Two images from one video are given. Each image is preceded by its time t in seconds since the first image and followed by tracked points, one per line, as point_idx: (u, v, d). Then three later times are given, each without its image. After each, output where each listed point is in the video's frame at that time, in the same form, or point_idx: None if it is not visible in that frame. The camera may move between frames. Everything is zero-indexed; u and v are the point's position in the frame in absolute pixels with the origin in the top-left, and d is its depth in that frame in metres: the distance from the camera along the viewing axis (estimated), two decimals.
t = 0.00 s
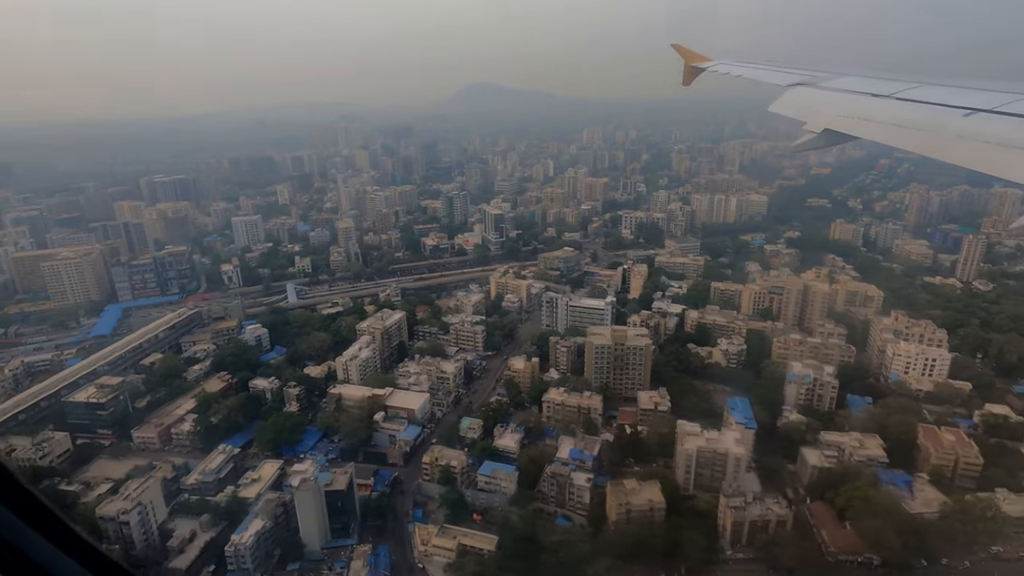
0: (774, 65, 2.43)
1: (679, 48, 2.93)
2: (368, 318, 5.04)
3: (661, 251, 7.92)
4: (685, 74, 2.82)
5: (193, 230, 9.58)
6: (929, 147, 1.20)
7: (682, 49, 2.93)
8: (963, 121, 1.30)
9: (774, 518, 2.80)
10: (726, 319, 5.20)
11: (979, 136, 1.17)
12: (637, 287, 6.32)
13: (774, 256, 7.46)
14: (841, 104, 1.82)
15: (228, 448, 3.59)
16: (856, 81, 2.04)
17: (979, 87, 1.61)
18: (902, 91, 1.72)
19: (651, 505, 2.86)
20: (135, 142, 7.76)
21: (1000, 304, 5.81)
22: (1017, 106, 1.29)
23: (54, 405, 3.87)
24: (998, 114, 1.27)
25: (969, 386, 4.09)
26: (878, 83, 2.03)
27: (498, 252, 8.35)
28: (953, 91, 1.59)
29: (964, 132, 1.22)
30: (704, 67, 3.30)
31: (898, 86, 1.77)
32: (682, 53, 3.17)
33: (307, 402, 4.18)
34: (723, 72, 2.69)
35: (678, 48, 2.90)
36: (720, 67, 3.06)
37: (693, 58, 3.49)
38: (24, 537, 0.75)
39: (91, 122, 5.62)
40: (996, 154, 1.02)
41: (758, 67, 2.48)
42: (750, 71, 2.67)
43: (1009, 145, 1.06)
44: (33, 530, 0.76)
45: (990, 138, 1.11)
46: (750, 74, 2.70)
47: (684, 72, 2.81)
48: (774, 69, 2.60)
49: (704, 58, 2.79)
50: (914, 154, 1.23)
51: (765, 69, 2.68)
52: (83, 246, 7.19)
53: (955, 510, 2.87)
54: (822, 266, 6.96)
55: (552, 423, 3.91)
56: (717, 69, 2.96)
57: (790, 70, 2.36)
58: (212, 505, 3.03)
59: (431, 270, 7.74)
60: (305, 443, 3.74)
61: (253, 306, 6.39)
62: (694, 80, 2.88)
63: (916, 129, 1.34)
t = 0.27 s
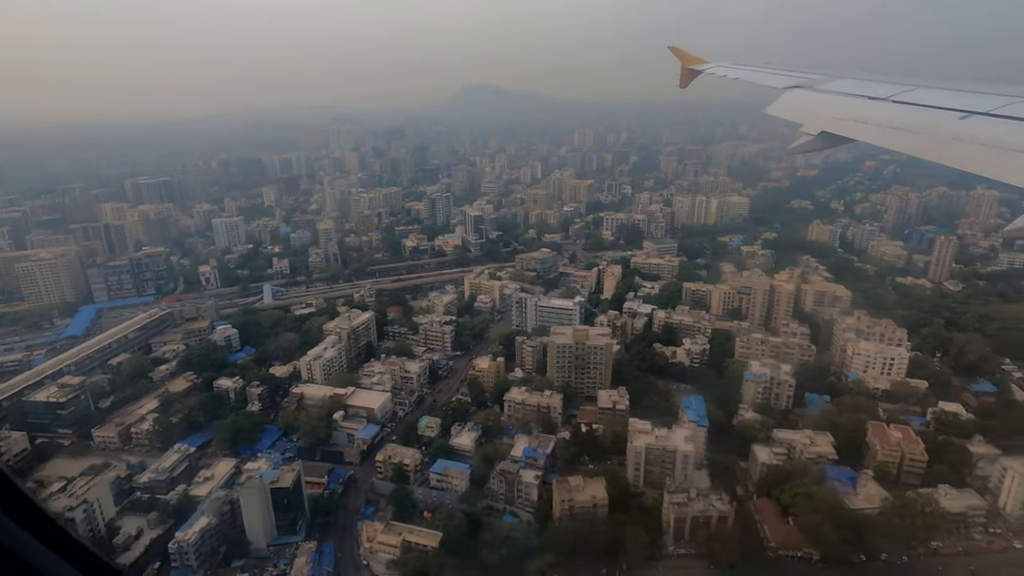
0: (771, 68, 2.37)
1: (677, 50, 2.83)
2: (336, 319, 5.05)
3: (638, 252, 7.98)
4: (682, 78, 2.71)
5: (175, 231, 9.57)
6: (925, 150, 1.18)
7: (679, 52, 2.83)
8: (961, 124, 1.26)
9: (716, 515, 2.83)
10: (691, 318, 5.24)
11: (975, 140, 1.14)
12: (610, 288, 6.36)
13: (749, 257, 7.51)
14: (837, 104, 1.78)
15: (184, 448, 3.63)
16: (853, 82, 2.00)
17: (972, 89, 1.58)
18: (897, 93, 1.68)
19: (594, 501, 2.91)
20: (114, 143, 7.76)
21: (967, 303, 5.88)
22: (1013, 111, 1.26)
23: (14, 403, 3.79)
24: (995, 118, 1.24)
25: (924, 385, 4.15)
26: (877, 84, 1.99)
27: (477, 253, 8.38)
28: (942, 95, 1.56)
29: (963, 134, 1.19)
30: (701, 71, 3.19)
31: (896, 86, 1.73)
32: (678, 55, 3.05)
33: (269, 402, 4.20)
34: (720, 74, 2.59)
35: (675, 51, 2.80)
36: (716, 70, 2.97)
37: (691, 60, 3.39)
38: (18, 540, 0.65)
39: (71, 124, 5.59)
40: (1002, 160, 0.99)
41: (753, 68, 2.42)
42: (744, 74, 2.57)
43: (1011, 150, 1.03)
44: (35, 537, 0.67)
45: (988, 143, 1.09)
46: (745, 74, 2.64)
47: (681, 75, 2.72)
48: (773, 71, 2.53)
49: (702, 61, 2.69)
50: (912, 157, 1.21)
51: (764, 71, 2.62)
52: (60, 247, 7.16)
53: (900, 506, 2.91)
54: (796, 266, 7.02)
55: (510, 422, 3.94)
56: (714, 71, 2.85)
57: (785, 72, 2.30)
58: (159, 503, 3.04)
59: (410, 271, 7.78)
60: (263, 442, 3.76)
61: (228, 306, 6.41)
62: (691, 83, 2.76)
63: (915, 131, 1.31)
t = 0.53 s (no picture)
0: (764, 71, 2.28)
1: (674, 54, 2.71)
2: (304, 319, 5.07)
3: (616, 253, 8.03)
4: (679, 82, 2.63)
5: (157, 232, 9.54)
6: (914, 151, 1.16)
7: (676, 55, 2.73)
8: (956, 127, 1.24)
9: (659, 512, 2.86)
10: (658, 318, 5.28)
11: (966, 143, 1.12)
12: (583, 289, 6.39)
13: (725, 258, 7.55)
14: (832, 107, 1.73)
15: (141, 447, 3.63)
16: (851, 84, 1.93)
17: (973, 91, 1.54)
18: (891, 96, 1.64)
19: (539, 498, 2.97)
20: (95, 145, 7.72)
21: (935, 304, 5.96)
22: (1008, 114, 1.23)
23: None
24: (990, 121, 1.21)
25: (881, 384, 4.20)
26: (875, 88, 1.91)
27: (457, 255, 8.42)
28: (938, 97, 1.53)
29: (955, 136, 1.17)
30: (698, 75, 3.09)
31: (890, 91, 1.68)
32: (675, 59, 2.95)
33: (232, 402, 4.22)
34: (715, 78, 2.50)
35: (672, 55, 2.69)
36: (713, 74, 2.87)
37: (688, 65, 3.29)
38: None
39: (51, 125, 5.53)
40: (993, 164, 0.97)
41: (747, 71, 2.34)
42: (741, 78, 2.50)
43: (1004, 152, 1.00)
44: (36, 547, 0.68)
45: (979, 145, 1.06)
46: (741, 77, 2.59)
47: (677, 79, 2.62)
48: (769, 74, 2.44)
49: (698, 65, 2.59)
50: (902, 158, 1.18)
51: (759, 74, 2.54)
52: (37, 248, 7.13)
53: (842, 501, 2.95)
54: (770, 267, 7.07)
55: (470, 421, 3.96)
56: (711, 75, 2.77)
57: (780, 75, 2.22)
58: (107, 500, 3.05)
59: (389, 272, 7.82)
60: (222, 441, 3.76)
61: (202, 307, 6.42)
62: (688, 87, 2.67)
63: (907, 133, 1.28)
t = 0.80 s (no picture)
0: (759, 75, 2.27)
1: (672, 57, 2.72)
2: (272, 320, 5.08)
3: (594, 254, 8.07)
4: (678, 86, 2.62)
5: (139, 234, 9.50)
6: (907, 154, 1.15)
7: (673, 58, 2.73)
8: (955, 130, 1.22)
9: (602, 509, 2.90)
10: (625, 318, 5.32)
11: (963, 146, 1.11)
12: (557, 289, 6.43)
13: (702, 259, 7.60)
14: (833, 111, 1.71)
15: (97, 447, 3.63)
16: (849, 88, 1.92)
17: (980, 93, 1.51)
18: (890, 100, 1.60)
19: (484, 496, 2.99)
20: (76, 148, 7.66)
21: (904, 303, 6.04)
22: (1008, 116, 1.21)
23: None
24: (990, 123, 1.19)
25: (840, 382, 4.24)
26: (873, 91, 1.90)
27: (437, 256, 8.45)
28: (938, 101, 1.51)
29: (952, 139, 1.15)
30: (697, 77, 3.09)
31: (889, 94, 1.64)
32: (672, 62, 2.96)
33: (194, 402, 4.23)
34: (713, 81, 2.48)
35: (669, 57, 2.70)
36: (711, 76, 2.87)
37: (687, 67, 3.30)
38: None
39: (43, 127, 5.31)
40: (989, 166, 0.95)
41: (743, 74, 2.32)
42: (739, 82, 2.47)
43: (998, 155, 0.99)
44: (14, 544, 0.83)
45: (976, 148, 1.05)
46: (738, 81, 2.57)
47: (676, 82, 2.62)
48: (767, 77, 2.43)
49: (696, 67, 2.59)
50: (899, 162, 1.17)
51: (757, 77, 2.53)
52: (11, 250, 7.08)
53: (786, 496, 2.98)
54: (745, 267, 7.13)
55: (430, 421, 3.98)
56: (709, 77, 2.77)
57: (776, 79, 2.20)
58: (57, 497, 3.02)
59: (367, 274, 7.85)
60: (181, 441, 3.76)
61: (176, 309, 6.43)
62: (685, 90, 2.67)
63: (906, 136, 1.27)
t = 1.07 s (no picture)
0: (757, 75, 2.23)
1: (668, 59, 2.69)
2: (240, 321, 5.09)
3: (573, 256, 8.10)
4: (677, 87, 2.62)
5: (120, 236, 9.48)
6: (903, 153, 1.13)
7: (672, 59, 2.71)
8: (951, 129, 1.20)
9: (548, 506, 2.91)
10: (593, 318, 5.35)
11: (962, 145, 1.09)
12: (530, 290, 6.46)
13: (678, 260, 7.64)
14: (831, 111, 1.67)
15: (54, 446, 3.64)
16: (848, 88, 1.87)
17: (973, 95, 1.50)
18: (889, 99, 1.58)
19: (430, 493, 3.02)
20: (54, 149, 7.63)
21: (875, 304, 6.09)
22: (1004, 117, 1.19)
23: None
24: (984, 123, 1.18)
25: (801, 381, 4.27)
26: (872, 92, 1.85)
27: (417, 257, 8.46)
28: (936, 101, 1.49)
29: (948, 139, 1.14)
30: (697, 77, 3.07)
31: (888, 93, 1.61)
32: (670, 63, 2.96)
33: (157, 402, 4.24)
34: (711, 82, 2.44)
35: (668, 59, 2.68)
36: (710, 77, 2.84)
37: (684, 68, 3.28)
38: None
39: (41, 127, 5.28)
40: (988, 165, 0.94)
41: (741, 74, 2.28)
42: (737, 83, 2.43)
43: (996, 155, 0.97)
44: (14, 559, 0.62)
45: (972, 147, 1.03)
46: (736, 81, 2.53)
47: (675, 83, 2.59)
48: (764, 77, 2.39)
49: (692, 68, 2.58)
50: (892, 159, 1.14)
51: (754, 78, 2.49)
52: None
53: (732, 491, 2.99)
54: (720, 269, 7.16)
55: (390, 420, 4.00)
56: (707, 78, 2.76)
57: (774, 79, 2.16)
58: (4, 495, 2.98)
59: (346, 275, 7.87)
60: (140, 441, 3.78)
61: (150, 310, 6.43)
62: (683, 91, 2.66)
63: (902, 136, 1.25)
